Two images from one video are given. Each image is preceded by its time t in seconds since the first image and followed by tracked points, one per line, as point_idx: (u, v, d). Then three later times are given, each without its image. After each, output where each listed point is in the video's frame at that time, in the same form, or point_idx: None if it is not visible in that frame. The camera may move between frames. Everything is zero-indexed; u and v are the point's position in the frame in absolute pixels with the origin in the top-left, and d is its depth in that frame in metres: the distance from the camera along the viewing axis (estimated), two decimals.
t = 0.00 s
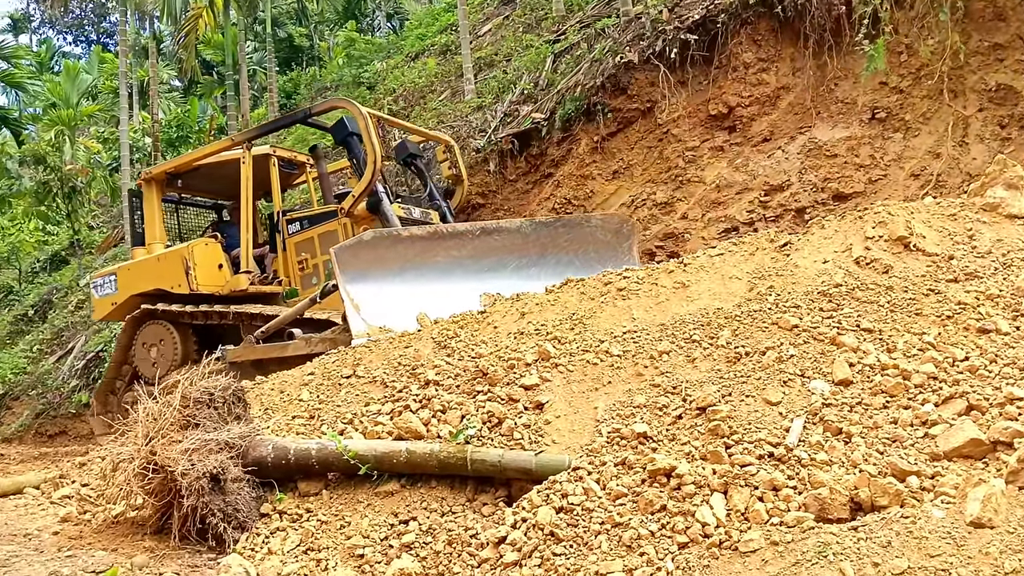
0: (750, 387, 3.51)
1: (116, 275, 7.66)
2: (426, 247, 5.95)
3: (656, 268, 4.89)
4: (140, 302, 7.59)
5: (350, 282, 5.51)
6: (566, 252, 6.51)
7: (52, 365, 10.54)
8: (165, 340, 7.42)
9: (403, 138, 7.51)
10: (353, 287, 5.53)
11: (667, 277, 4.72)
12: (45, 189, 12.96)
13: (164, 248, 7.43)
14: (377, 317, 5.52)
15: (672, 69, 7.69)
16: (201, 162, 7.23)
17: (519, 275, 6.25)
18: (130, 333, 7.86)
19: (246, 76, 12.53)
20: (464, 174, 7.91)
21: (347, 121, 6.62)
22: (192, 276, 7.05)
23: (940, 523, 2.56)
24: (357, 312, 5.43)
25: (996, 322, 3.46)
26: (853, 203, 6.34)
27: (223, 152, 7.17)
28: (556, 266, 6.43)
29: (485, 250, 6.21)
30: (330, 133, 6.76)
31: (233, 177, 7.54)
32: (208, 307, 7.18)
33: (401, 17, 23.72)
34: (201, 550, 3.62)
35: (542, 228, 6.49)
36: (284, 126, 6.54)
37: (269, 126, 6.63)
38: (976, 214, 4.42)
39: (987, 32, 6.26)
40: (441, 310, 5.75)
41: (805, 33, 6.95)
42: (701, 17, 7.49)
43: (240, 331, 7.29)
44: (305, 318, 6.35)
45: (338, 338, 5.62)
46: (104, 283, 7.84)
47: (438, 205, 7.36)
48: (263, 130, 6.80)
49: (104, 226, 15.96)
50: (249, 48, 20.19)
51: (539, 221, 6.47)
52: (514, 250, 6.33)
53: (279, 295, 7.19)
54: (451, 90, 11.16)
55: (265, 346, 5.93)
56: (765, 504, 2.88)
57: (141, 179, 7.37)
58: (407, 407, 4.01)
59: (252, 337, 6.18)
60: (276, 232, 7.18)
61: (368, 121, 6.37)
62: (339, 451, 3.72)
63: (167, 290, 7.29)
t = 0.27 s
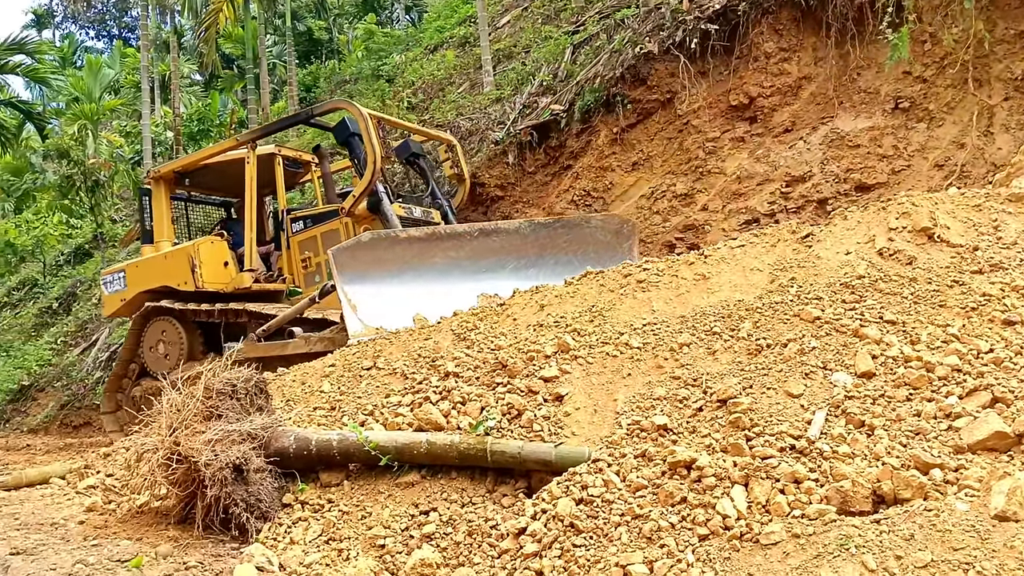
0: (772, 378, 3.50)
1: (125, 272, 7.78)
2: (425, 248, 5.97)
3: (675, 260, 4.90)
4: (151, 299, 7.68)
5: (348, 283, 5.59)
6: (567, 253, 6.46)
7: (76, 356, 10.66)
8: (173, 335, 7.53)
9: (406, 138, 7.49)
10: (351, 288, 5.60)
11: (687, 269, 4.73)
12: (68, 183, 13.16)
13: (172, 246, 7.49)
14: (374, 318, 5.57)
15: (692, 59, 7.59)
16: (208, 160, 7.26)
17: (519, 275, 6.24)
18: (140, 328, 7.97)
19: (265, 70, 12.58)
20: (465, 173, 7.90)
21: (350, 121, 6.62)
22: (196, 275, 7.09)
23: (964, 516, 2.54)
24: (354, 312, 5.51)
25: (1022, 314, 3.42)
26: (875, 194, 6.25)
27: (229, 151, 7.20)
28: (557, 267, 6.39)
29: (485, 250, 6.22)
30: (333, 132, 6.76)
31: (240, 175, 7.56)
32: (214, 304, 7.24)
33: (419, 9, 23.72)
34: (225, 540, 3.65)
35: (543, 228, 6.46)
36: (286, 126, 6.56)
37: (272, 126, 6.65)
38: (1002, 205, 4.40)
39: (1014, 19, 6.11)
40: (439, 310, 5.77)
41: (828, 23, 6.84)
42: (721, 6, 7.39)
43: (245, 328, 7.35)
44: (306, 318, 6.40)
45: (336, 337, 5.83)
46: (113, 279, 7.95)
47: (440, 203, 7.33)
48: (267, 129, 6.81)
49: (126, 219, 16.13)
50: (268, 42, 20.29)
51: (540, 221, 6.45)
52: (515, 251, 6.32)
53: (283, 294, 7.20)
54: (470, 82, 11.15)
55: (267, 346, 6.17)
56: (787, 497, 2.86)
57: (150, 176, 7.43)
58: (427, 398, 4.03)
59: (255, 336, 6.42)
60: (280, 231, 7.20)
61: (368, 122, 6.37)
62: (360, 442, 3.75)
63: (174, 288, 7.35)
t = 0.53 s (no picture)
0: (791, 376, 3.48)
1: (132, 273, 7.83)
2: (423, 253, 5.95)
3: (694, 257, 4.90)
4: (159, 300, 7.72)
5: (346, 289, 5.60)
6: (566, 258, 6.45)
7: (99, 354, 10.78)
8: (176, 336, 7.55)
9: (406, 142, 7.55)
10: (349, 293, 5.61)
11: (706, 266, 4.72)
12: (89, 182, 13.37)
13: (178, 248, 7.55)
14: (371, 323, 5.60)
15: (710, 54, 7.54)
16: (213, 164, 7.30)
17: (516, 281, 6.24)
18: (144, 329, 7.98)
19: (284, 68, 12.66)
20: (467, 175, 7.94)
21: (352, 126, 6.64)
22: (200, 277, 7.11)
23: (986, 515, 2.51)
24: (351, 317, 5.53)
25: None
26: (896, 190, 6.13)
27: (234, 155, 7.25)
28: (555, 272, 6.38)
29: (483, 255, 6.20)
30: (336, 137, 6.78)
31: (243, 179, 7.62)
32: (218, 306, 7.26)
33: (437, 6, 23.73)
34: (245, 536, 3.66)
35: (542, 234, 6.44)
36: (289, 131, 6.61)
37: (275, 130, 6.69)
38: None
39: None
40: (436, 316, 5.78)
41: (848, 17, 6.76)
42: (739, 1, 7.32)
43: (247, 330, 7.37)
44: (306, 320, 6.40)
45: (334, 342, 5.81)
46: (121, 280, 8.01)
47: (441, 207, 7.42)
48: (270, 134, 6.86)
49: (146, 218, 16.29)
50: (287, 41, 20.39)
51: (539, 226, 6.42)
52: (513, 256, 6.31)
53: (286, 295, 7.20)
54: (487, 79, 11.15)
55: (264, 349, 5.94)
56: (807, 495, 2.84)
57: (157, 179, 7.48)
58: (444, 395, 4.04)
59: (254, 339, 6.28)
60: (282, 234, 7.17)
61: (371, 129, 6.40)
62: (379, 439, 3.76)
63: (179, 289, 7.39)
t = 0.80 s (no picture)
0: (810, 376, 3.47)
1: (138, 277, 7.90)
2: (420, 261, 5.98)
3: (711, 256, 4.89)
4: (166, 304, 7.78)
5: (345, 296, 5.61)
6: (564, 265, 6.48)
7: (118, 353, 10.88)
8: (182, 339, 7.60)
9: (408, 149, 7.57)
10: (348, 301, 5.63)
11: (723, 265, 4.71)
12: (109, 183, 13.57)
13: (184, 253, 7.61)
14: (370, 331, 5.61)
15: (726, 53, 7.50)
16: (219, 170, 7.35)
17: (514, 288, 6.26)
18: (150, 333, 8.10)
19: (300, 70, 12.73)
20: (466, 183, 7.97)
21: (353, 134, 6.65)
22: (205, 282, 7.18)
23: (1008, 516, 2.48)
24: (350, 324, 5.54)
25: None
26: (914, 189, 6.04)
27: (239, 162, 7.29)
28: (554, 279, 6.40)
29: (481, 263, 6.23)
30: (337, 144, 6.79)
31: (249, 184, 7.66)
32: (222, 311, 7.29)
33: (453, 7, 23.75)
34: (263, 534, 3.67)
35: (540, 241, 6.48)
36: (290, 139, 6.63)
37: (277, 138, 6.72)
38: None
39: None
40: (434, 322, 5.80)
41: (866, 15, 6.70)
42: None
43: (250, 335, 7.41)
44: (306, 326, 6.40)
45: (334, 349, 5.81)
46: (127, 284, 8.09)
47: (442, 213, 7.42)
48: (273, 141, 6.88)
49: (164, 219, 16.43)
50: (303, 42, 20.51)
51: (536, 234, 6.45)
52: (512, 264, 6.34)
53: (287, 300, 7.26)
54: (502, 79, 11.16)
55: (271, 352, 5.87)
56: (826, 495, 2.83)
57: (164, 184, 7.54)
58: (461, 395, 4.04)
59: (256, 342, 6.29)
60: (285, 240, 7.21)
61: (371, 138, 6.42)
62: (396, 438, 3.78)
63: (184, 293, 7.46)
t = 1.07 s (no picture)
0: (828, 376, 3.45)
1: (146, 280, 7.97)
2: (420, 268, 6.01)
3: (728, 256, 4.90)
4: (172, 307, 7.86)
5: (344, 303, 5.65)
6: (562, 272, 6.48)
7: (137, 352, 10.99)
8: (190, 341, 7.66)
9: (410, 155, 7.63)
10: (347, 307, 5.66)
11: (739, 264, 4.72)
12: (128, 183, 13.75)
13: (190, 257, 7.66)
14: (368, 338, 5.63)
15: (743, 52, 7.47)
16: (224, 175, 7.42)
17: (515, 294, 6.26)
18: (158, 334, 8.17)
19: (317, 71, 12.79)
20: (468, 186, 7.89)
21: (355, 141, 6.72)
22: (209, 287, 7.18)
23: None
24: (350, 331, 5.57)
25: None
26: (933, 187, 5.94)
27: (244, 167, 7.36)
28: (555, 285, 6.42)
29: (481, 270, 6.24)
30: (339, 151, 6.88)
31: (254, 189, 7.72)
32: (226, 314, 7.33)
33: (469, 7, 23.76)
34: (281, 532, 3.70)
35: (539, 247, 6.48)
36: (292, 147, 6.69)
37: (280, 145, 6.78)
38: None
39: None
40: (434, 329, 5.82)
41: (883, 12, 6.63)
42: None
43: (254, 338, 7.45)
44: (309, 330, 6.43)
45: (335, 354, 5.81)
46: (136, 285, 8.17)
47: (443, 218, 7.37)
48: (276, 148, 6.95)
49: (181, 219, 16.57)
50: (319, 43, 20.60)
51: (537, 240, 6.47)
52: (511, 270, 6.34)
53: (291, 303, 7.44)
54: (518, 78, 11.16)
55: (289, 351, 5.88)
56: (844, 496, 2.81)
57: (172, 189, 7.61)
58: (477, 394, 4.05)
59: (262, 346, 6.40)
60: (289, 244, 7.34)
61: (372, 146, 6.42)
62: (413, 437, 3.80)
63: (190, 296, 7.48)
